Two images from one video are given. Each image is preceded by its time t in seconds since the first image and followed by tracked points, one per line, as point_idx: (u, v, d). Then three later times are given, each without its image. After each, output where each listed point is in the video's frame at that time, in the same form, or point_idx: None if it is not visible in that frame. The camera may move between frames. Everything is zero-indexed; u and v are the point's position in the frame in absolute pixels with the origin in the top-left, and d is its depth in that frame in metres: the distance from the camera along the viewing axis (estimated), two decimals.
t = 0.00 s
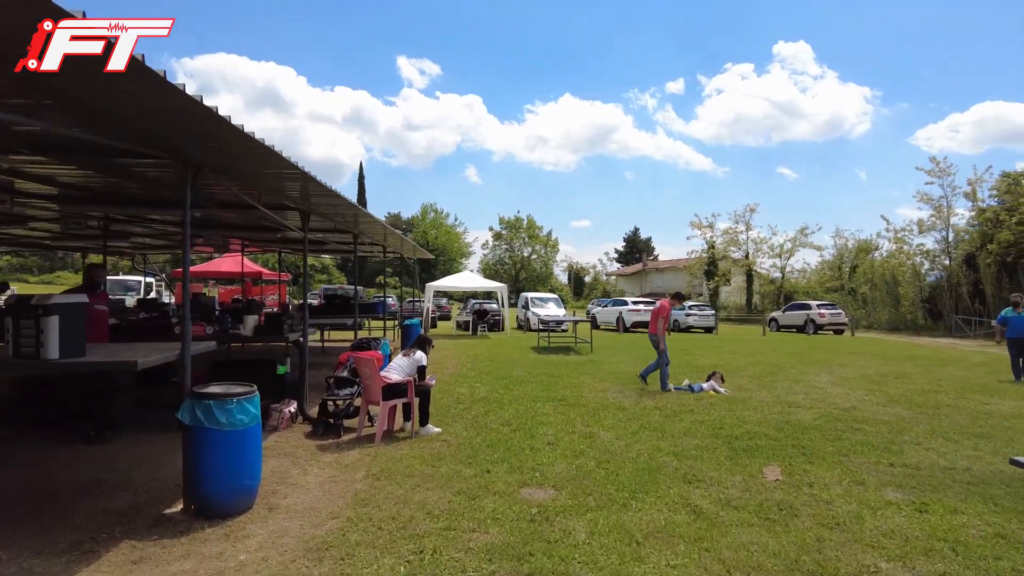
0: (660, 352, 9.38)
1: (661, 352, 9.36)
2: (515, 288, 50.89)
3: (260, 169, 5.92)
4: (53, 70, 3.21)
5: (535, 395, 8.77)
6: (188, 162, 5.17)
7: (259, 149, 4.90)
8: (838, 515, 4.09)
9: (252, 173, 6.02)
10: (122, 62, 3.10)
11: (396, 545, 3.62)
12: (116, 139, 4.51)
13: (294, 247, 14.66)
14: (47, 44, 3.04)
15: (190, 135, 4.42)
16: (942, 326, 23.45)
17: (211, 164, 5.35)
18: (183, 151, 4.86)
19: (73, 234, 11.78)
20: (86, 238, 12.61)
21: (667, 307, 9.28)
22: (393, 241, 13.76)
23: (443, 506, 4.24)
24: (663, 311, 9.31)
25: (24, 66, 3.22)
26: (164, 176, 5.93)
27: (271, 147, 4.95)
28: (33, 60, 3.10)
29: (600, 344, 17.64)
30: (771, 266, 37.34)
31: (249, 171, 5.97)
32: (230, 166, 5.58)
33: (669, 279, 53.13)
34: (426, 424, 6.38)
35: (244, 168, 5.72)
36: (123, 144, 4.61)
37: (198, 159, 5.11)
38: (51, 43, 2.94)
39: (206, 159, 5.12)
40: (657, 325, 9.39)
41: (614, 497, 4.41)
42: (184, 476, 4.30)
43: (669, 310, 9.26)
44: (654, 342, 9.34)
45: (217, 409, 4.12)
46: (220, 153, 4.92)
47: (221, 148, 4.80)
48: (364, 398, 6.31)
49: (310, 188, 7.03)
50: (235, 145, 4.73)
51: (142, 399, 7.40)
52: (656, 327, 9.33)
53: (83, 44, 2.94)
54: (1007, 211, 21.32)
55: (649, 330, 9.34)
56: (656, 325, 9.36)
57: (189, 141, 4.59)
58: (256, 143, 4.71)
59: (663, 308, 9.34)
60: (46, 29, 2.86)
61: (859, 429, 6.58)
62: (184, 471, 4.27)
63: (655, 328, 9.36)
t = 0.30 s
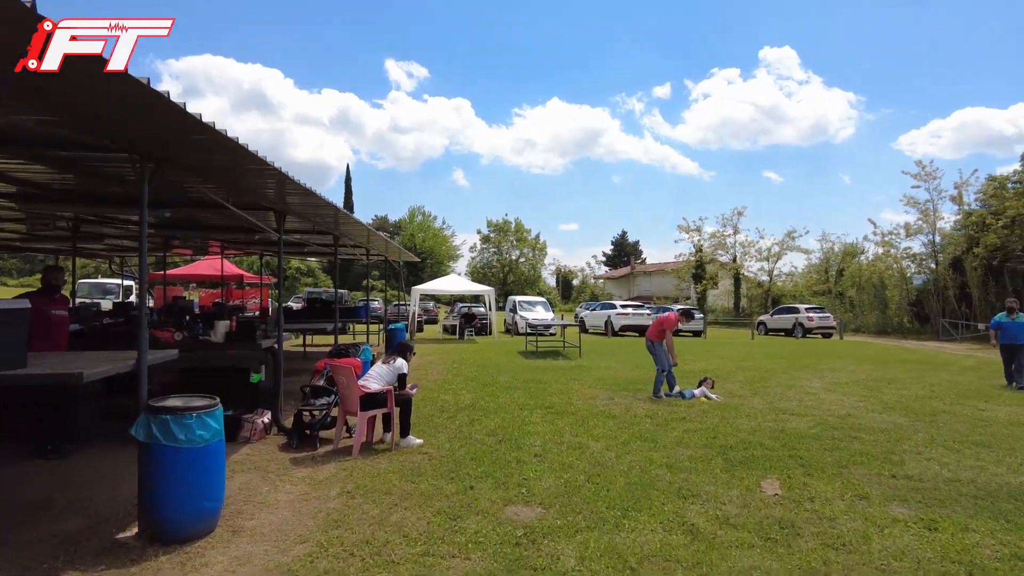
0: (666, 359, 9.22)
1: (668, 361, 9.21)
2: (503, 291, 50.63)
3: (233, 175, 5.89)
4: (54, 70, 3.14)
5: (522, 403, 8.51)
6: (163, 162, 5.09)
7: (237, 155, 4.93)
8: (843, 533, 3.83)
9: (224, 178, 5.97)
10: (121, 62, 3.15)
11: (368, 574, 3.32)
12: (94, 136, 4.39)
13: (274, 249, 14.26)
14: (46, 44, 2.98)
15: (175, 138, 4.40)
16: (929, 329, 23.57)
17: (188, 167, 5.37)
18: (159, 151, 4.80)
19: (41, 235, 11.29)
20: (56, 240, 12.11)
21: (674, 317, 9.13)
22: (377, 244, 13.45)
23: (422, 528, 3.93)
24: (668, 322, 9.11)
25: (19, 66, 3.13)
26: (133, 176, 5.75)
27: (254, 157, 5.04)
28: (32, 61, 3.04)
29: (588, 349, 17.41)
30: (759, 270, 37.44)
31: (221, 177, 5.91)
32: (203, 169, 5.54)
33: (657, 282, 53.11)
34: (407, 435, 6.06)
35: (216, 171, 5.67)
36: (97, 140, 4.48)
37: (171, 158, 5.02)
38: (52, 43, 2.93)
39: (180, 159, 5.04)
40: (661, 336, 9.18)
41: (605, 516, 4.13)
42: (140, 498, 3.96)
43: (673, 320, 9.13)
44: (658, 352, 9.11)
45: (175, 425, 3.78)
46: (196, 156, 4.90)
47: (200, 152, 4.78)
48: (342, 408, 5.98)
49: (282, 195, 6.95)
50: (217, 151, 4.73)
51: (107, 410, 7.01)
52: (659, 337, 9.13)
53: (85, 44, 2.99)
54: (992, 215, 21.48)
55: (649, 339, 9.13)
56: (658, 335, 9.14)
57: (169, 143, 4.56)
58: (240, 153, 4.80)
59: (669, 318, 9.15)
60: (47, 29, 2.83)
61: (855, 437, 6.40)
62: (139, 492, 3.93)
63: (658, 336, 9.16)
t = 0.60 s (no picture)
0: (654, 362, 9.08)
1: (654, 362, 9.01)
2: (482, 293, 50.33)
3: (191, 167, 5.63)
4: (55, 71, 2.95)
5: (500, 407, 8.20)
6: (121, 150, 4.75)
7: (208, 150, 4.78)
8: (840, 549, 3.60)
9: (177, 168, 5.67)
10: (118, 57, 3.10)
11: None
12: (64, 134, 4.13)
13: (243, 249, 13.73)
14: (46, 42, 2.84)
15: (153, 134, 4.19)
16: (905, 330, 23.98)
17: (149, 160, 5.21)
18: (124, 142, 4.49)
19: None
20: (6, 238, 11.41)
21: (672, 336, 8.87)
22: (351, 244, 13.07)
23: (390, 549, 3.61)
24: (663, 339, 8.89)
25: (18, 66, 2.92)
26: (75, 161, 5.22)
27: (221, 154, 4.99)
28: (32, 60, 2.86)
29: (568, 351, 17.18)
30: (737, 271, 37.74)
31: (177, 168, 5.63)
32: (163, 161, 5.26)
33: (636, 284, 53.23)
34: (377, 444, 5.72)
35: (174, 163, 5.40)
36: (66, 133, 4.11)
37: (133, 148, 4.76)
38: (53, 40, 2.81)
39: (141, 148, 4.75)
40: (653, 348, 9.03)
41: (587, 533, 3.84)
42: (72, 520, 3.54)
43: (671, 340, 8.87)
44: (641, 357, 9.03)
45: (112, 440, 3.32)
46: (161, 148, 4.66)
47: (168, 144, 4.57)
48: (307, 417, 5.61)
49: (238, 193, 6.68)
50: (190, 147, 4.60)
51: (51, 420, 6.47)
52: (648, 344, 9.01)
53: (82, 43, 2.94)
54: (967, 217, 21.89)
55: (636, 343, 9.13)
56: (647, 344, 9.01)
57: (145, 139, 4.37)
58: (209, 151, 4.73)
59: (667, 335, 8.90)
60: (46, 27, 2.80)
61: (842, 443, 6.26)
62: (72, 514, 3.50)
63: (649, 344, 9.04)
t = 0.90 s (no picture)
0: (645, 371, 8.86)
1: (645, 368, 8.82)
2: (463, 294, 49.89)
3: (156, 166, 5.58)
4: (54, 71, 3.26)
5: (481, 413, 7.81)
6: (96, 148, 4.94)
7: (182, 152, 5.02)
8: (854, 570, 3.30)
9: (149, 172, 5.81)
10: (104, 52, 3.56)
11: None
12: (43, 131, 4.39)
13: (212, 247, 13.12)
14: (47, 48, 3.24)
15: (130, 133, 4.43)
16: (886, 331, 24.28)
17: (131, 164, 5.44)
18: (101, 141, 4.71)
19: None
20: None
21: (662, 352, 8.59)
22: (327, 243, 12.60)
23: None
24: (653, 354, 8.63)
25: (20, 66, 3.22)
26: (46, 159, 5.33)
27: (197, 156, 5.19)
28: (32, 61, 3.17)
29: (550, 353, 16.86)
30: (717, 273, 37.89)
31: (149, 172, 5.78)
32: (136, 163, 5.44)
33: (617, 286, 53.23)
34: (348, 456, 5.30)
35: (145, 166, 5.57)
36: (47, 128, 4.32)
37: (112, 150, 5.01)
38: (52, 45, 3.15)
39: (117, 148, 4.96)
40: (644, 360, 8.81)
41: (578, 556, 3.48)
42: None
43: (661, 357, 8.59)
44: (629, 363, 8.91)
45: (31, 461, 2.78)
46: (136, 148, 4.88)
47: (144, 145, 4.80)
48: (272, 427, 5.15)
49: (197, 185, 6.26)
50: (166, 147, 4.83)
51: None
52: (638, 354, 8.82)
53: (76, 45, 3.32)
54: (945, 219, 22.20)
55: (626, 349, 9.00)
56: (638, 353, 8.83)
57: (123, 139, 4.61)
58: (186, 151, 4.96)
59: (658, 350, 8.64)
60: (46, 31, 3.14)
61: (838, 450, 6.03)
62: None
63: (641, 354, 8.82)
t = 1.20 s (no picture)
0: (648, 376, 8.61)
1: (649, 372, 8.58)
2: (457, 295, 49.54)
3: (148, 163, 5.44)
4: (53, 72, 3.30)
5: (479, 417, 7.54)
6: (97, 148, 5.02)
7: (181, 155, 5.10)
8: None
9: (141, 169, 5.65)
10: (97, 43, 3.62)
11: None
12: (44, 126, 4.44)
13: (202, 245, 12.80)
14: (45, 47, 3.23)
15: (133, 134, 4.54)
16: (884, 332, 24.13)
17: (130, 164, 5.45)
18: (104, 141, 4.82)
19: None
20: None
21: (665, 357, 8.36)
22: (319, 241, 12.30)
23: None
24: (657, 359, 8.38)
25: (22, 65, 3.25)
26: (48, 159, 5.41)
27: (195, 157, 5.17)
28: (33, 61, 3.20)
29: (548, 354, 16.59)
30: (714, 273, 37.74)
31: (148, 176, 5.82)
32: (138, 166, 5.53)
33: (612, 286, 53.00)
34: (339, 464, 4.99)
35: (143, 167, 5.59)
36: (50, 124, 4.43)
37: (113, 149, 5.04)
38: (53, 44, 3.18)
39: (117, 149, 5.06)
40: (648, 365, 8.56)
41: None
42: None
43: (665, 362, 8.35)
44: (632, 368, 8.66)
45: None
46: (136, 150, 4.97)
47: (144, 146, 4.89)
48: (258, 434, 4.85)
49: (185, 182, 6.03)
50: (164, 146, 4.84)
51: None
52: (641, 359, 8.59)
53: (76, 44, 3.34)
54: (943, 219, 22.08)
55: (627, 354, 8.74)
56: (641, 358, 8.58)
57: (123, 137, 4.65)
58: (185, 151, 4.97)
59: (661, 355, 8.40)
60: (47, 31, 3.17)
61: (852, 456, 5.78)
62: None
63: (644, 358, 8.57)
